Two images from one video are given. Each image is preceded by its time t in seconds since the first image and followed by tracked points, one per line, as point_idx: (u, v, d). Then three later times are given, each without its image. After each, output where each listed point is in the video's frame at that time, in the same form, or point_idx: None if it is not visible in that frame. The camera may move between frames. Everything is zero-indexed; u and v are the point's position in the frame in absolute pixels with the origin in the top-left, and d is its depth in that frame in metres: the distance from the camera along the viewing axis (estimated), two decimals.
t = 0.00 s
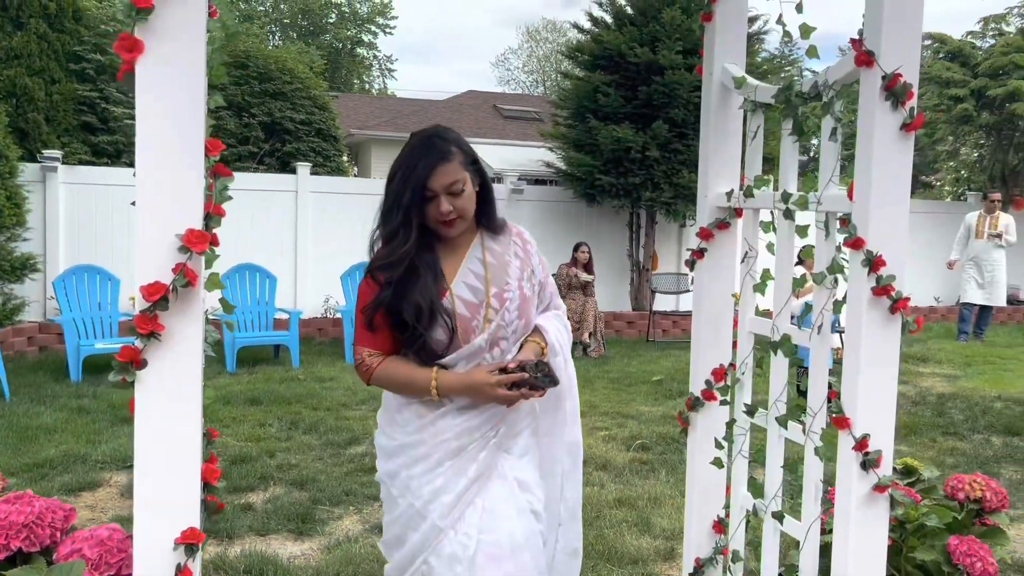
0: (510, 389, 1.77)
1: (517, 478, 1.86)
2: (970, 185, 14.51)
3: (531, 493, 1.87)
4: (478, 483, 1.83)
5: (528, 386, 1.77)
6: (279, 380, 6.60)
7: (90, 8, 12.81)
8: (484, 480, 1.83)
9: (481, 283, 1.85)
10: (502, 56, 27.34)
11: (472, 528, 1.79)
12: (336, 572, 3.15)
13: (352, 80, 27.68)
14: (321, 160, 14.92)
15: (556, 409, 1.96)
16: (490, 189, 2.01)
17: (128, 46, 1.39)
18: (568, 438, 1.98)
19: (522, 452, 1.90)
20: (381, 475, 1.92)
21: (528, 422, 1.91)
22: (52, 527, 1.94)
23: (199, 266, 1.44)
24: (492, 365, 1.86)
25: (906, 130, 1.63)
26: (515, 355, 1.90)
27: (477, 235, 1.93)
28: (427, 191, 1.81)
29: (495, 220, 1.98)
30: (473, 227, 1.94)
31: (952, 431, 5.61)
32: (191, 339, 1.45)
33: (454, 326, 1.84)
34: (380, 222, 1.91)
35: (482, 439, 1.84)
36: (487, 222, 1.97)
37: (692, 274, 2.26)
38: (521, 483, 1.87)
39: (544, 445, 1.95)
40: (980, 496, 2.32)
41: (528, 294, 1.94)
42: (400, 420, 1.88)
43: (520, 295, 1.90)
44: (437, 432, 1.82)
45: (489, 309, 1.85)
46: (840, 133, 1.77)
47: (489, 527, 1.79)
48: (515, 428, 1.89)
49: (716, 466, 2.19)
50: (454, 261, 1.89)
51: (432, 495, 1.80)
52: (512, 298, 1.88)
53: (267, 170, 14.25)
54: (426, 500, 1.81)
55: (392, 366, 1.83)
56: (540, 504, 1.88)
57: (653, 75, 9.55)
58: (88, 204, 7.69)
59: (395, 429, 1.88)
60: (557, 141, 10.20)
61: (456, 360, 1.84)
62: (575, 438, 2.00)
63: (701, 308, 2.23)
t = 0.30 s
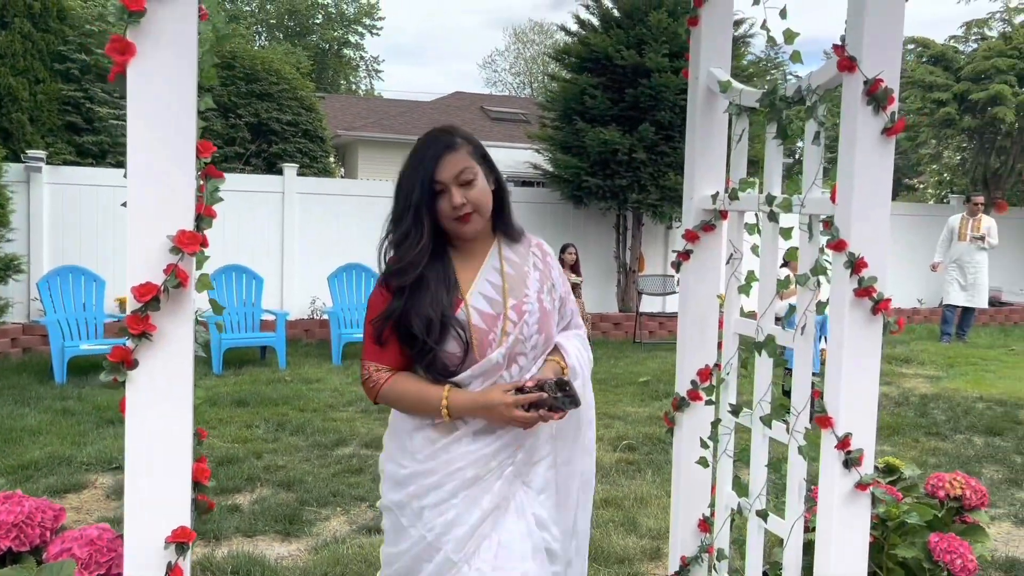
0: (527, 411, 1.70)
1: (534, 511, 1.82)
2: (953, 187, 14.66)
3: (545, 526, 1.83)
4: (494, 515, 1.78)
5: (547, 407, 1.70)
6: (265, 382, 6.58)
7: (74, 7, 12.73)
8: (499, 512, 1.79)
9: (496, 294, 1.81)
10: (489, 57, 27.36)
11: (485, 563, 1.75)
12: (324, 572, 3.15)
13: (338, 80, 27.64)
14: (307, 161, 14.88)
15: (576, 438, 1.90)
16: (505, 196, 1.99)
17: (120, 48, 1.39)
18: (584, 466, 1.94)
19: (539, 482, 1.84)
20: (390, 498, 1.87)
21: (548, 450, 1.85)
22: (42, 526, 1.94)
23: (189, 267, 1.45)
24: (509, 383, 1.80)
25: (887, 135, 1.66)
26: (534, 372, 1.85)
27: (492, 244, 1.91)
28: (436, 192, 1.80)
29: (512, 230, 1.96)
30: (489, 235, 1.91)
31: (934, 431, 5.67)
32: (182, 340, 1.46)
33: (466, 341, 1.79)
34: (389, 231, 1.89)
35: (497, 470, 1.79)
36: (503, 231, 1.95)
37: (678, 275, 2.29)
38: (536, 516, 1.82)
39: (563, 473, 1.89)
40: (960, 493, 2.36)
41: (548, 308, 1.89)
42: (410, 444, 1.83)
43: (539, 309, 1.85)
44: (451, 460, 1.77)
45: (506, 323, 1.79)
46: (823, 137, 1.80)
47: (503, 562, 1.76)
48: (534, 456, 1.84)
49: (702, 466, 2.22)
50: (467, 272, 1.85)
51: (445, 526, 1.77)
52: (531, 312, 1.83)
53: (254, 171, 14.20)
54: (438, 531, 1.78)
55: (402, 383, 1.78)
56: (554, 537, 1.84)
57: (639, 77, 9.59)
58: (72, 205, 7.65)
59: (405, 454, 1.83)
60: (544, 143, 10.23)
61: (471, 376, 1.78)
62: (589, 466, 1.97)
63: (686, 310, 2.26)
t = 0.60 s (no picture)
0: (532, 422, 1.69)
1: (537, 528, 1.86)
2: (935, 189, 14.80)
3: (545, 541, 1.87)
4: (501, 529, 1.79)
5: (553, 420, 1.69)
6: (250, 381, 6.56)
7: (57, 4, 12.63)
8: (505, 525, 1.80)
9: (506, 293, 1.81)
10: (475, 57, 27.36)
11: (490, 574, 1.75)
12: (307, 572, 3.14)
13: (324, 79, 27.59)
14: (292, 160, 14.83)
15: (586, 456, 1.94)
16: (521, 194, 2.02)
17: (103, 45, 1.39)
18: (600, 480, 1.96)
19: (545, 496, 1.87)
20: (388, 510, 1.85)
21: (559, 461, 1.89)
22: (24, 525, 1.93)
23: (172, 265, 1.45)
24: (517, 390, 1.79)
25: (867, 136, 1.68)
26: (546, 379, 1.84)
27: (507, 238, 1.92)
28: (448, 164, 1.82)
29: (527, 229, 1.98)
30: (503, 229, 1.93)
31: (915, 430, 5.73)
32: (167, 337, 1.46)
33: (473, 337, 1.78)
34: (399, 220, 1.91)
35: (505, 481, 1.79)
36: (519, 230, 1.98)
37: (662, 274, 2.30)
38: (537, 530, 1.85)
39: (571, 487, 1.93)
40: (937, 491, 2.41)
41: (562, 313, 1.89)
42: (412, 451, 1.82)
43: (552, 314, 1.85)
44: (454, 467, 1.77)
45: (516, 327, 1.79)
46: (803, 138, 1.82)
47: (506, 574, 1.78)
48: (545, 467, 1.86)
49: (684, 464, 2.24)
50: (478, 265, 1.86)
51: (445, 536, 1.73)
52: (544, 317, 1.82)
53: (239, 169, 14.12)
54: (436, 541, 1.73)
55: (401, 385, 1.77)
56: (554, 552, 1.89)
57: (625, 78, 9.62)
58: (54, 203, 7.59)
59: (406, 461, 1.83)
60: (530, 143, 10.25)
61: (475, 383, 1.76)
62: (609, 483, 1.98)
63: (669, 309, 2.27)
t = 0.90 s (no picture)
0: (536, 436, 1.57)
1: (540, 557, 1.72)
2: (919, 188, 14.92)
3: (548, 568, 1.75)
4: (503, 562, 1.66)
5: (559, 432, 1.57)
6: (235, 377, 6.53)
7: None
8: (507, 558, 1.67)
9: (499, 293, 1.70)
10: (463, 54, 27.34)
11: None
12: (293, 569, 3.14)
13: (311, 75, 27.46)
14: (278, 156, 14.77)
15: (586, 478, 1.82)
16: (509, 198, 1.93)
17: (90, 40, 1.39)
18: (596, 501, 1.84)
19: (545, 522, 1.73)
20: (378, 551, 1.72)
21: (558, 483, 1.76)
22: (7, 521, 1.92)
23: (160, 260, 1.45)
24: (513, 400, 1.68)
25: (852, 136, 1.70)
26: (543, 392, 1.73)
27: (496, 239, 1.83)
28: (436, 157, 1.72)
29: (517, 232, 1.89)
30: (492, 230, 1.84)
31: (898, 427, 5.78)
32: (154, 332, 1.45)
33: (465, 339, 1.65)
34: (382, 221, 1.79)
35: (503, 509, 1.66)
36: (507, 234, 1.89)
37: (648, 272, 2.31)
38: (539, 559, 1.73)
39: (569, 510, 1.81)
40: (919, 486, 2.43)
41: (557, 318, 1.78)
42: (399, 483, 1.69)
43: (547, 317, 1.74)
44: (448, 501, 1.64)
45: (511, 328, 1.68)
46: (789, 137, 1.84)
47: None
48: (545, 490, 1.73)
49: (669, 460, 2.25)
50: (467, 265, 1.75)
51: None
52: (540, 320, 1.72)
53: (224, 165, 14.06)
54: None
55: (386, 399, 1.63)
56: None
57: (613, 76, 9.64)
58: (37, 198, 7.52)
59: (394, 495, 1.69)
60: (517, 140, 10.25)
61: (470, 393, 1.64)
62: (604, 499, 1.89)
63: (656, 307, 2.29)
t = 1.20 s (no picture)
0: (547, 453, 1.48)
1: None
2: (905, 185, 15.02)
3: None
4: None
5: (573, 449, 1.49)
6: (222, 372, 6.50)
7: None
8: None
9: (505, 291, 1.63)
10: (452, 49, 27.30)
11: None
12: (282, 563, 3.13)
13: (298, 69, 27.34)
14: (266, 150, 14.70)
15: (592, 484, 1.75)
16: (514, 188, 1.88)
17: (82, 30, 1.38)
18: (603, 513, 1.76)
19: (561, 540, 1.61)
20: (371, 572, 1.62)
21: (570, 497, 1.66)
22: None
23: (152, 251, 1.44)
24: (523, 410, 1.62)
25: (842, 131, 1.71)
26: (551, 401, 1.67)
27: (499, 234, 1.77)
28: (435, 146, 1.65)
29: (521, 226, 1.84)
30: (495, 223, 1.78)
31: (884, 422, 5.83)
32: (144, 324, 1.45)
33: (471, 342, 1.57)
34: (374, 217, 1.70)
35: (510, 525, 1.58)
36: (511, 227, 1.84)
37: (638, 267, 2.32)
38: None
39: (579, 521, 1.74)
40: (906, 480, 2.46)
41: (566, 317, 1.73)
42: (398, 498, 1.60)
43: (556, 317, 1.68)
44: (453, 517, 1.55)
45: (519, 329, 1.61)
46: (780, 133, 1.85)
47: None
48: (554, 506, 1.64)
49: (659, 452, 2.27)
50: (469, 263, 1.68)
51: None
52: (550, 321, 1.66)
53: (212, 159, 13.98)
54: None
55: (382, 410, 1.54)
56: None
57: (602, 71, 9.64)
58: (22, 191, 7.46)
59: (392, 511, 1.60)
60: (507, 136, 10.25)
61: (477, 402, 1.57)
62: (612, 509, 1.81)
63: (647, 301, 2.30)
